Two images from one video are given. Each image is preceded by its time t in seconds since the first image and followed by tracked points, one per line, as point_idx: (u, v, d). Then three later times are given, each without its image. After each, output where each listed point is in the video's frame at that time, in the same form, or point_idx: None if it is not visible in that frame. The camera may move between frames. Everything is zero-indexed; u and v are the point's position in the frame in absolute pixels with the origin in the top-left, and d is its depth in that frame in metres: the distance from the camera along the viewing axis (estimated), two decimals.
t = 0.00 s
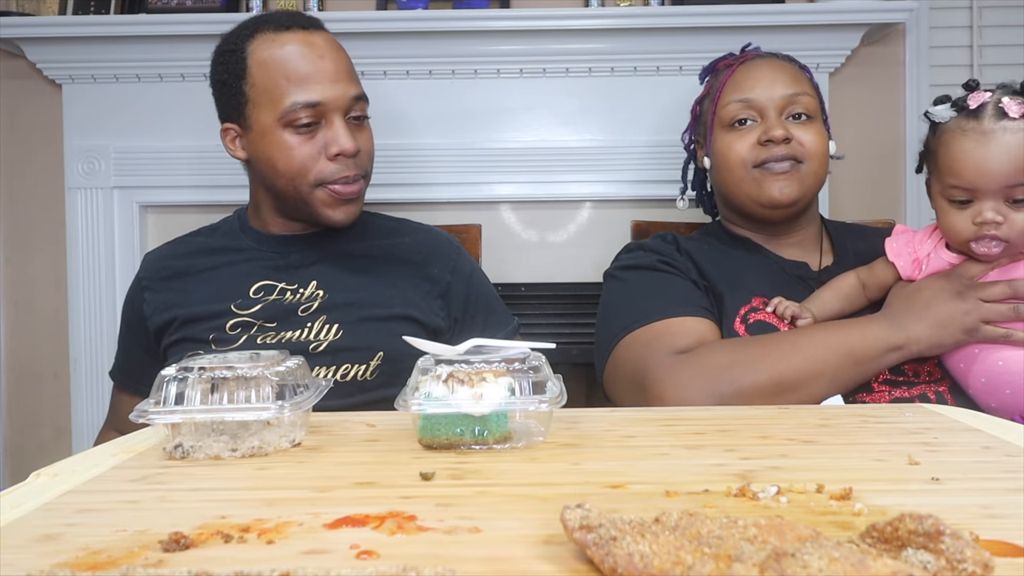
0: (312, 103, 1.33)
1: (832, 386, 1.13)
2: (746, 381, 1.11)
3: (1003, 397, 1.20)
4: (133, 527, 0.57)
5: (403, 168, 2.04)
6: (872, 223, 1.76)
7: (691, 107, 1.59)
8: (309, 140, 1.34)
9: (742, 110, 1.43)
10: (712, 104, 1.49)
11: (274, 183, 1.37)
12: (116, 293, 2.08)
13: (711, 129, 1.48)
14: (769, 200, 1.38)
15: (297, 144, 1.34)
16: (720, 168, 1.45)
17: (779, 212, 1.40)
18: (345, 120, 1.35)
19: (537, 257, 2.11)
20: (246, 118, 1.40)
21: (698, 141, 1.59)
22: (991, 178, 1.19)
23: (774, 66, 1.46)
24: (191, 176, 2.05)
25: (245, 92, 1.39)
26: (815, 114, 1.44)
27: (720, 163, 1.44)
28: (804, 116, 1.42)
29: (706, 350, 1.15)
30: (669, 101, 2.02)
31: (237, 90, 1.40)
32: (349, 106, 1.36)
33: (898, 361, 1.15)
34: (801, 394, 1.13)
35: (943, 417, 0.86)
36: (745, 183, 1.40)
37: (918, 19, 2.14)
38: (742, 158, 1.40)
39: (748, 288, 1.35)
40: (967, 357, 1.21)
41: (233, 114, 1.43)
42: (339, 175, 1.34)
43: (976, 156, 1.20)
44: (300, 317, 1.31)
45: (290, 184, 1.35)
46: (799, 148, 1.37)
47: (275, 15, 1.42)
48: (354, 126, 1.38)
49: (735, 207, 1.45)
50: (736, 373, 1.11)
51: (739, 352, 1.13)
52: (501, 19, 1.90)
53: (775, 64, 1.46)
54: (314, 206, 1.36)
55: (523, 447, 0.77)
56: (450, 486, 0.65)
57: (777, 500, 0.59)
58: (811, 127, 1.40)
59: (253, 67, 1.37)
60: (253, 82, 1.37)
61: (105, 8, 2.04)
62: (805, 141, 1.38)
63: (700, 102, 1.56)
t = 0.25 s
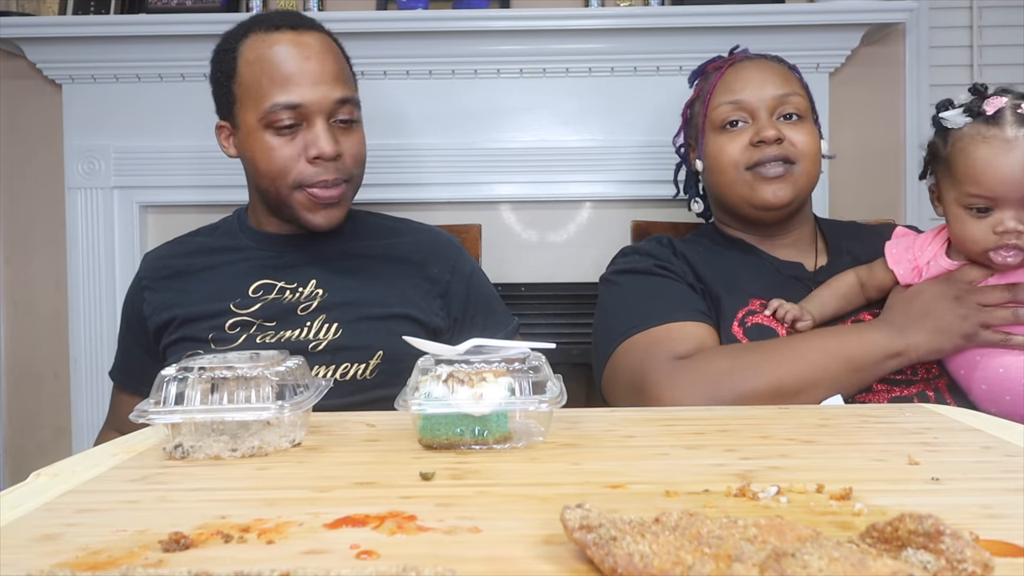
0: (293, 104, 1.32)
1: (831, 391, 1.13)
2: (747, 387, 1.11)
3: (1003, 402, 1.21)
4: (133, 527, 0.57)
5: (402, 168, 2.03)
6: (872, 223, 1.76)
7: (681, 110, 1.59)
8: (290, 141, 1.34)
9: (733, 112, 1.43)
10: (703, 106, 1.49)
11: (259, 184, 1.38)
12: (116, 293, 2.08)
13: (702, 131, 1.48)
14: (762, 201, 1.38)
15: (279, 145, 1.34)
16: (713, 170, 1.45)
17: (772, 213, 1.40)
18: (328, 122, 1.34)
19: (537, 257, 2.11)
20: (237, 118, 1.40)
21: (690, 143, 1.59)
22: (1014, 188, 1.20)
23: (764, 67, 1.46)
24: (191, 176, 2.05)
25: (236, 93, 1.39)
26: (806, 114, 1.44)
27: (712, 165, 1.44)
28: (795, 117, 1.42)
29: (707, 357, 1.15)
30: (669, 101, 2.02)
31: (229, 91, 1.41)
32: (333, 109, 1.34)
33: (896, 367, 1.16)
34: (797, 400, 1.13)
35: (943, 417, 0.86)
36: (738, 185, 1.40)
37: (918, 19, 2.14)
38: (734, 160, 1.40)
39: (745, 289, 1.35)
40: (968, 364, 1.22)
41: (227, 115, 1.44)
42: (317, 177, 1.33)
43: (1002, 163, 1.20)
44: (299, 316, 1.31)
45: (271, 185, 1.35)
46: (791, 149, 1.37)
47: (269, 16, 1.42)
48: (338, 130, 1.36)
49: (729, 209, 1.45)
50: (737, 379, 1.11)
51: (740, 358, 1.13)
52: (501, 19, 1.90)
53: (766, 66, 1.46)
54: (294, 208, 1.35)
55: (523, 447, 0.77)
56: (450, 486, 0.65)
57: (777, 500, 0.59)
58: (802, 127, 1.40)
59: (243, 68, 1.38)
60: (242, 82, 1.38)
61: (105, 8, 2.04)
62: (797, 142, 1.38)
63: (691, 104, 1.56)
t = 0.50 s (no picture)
0: (283, 101, 1.33)
1: (834, 387, 1.13)
2: (748, 388, 1.11)
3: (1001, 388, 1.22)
4: (133, 527, 0.57)
5: (402, 168, 2.03)
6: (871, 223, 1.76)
7: (678, 111, 1.59)
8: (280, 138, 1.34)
9: (729, 112, 1.43)
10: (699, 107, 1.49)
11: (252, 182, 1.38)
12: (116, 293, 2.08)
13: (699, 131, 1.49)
14: (759, 201, 1.38)
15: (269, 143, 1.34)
16: (710, 170, 1.45)
17: (770, 212, 1.39)
18: (319, 120, 1.34)
19: (537, 257, 2.11)
20: (233, 116, 1.41)
21: (687, 144, 1.59)
22: None
23: (761, 67, 1.46)
24: (191, 176, 2.05)
25: (233, 90, 1.40)
26: (803, 114, 1.44)
27: (709, 165, 1.44)
28: (791, 117, 1.42)
29: (707, 358, 1.14)
30: (669, 101, 2.02)
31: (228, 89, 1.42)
32: (324, 107, 1.34)
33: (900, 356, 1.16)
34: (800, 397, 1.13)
35: (943, 417, 0.86)
36: (734, 185, 1.40)
37: (918, 19, 2.14)
38: (730, 160, 1.40)
39: (745, 289, 1.35)
40: (967, 350, 1.21)
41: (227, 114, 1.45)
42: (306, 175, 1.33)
43: (1011, 142, 1.19)
44: (299, 316, 1.31)
45: (263, 182, 1.35)
46: (787, 148, 1.37)
47: (269, 16, 1.42)
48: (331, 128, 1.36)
49: (727, 210, 1.45)
50: (737, 380, 1.11)
51: (739, 359, 1.13)
52: (501, 19, 1.90)
53: (763, 66, 1.46)
54: (283, 206, 1.35)
55: (523, 447, 0.77)
56: (450, 486, 0.65)
57: (777, 500, 0.59)
58: (799, 126, 1.40)
59: (239, 65, 1.38)
60: (238, 80, 1.38)
61: (105, 8, 2.04)
62: (793, 142, 1.38)
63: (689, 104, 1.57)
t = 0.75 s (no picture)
0: (277, 93, 1.33)
1: (844, 376, 1.12)
2: (754, 382, 1.10)
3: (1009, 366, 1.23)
4: (133, 527, 0.57)
5: (402, 168, 2.03)
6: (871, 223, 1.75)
7: (682, 110, 1.59)
8: (273, 129, 1.34)
9: (731, 111, 1.43)
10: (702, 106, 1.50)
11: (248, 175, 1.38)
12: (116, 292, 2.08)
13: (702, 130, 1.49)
14: (761, 201, 1.38)
15: (262, 134, 1.35)
16: (713, 169, 1.44)
17: (772, 213, 1.40)
18: (312, 112, 1.35)
19: (537, 257, 2.11)
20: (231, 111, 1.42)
21: (690, 144, 1.59)
22: None
23: (764, 66, 1.46)
24: (191, 176, 2.05)
25: (232, 85, 1.41)
26: (806, 113, 1.44)
27: (712, 164, 1.44)
28: (794, 115, 1.42)
29: (713, 353, 1.14)
30: (668, 100, 2.02)
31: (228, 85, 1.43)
32: (317, 99, 1.34)
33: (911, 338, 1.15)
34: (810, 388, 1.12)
35: (943, 417, 0.86)
36: (737, 184, 1.40)
37: (918, 19, 2.14)
38: (733, 159, 1.40)
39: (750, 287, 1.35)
40: (979, 326, 1.22)
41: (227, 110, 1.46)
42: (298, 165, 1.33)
43: None
44: (300, 316, 1.31)
45: (257, 175, 1.36)
46: (789, 147, 1.37)
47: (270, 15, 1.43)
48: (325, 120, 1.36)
49: (729, 209, 1.45)
50: (743, 375, 1.10)
51: (744, 353, 1.12)
52: (501, 19, 1.90)
53: (766, 65, 1.46)
54: (275, 198, 1.35)
55: (523, 447, 0.77)
56: (450, 486, 0.65)
57: (777, 500, 0.59)
58: (801, 127, 1.40)
59: (238, 60, 1.40)
60: (236, 75, 1.39)
61: (105, 8, 2.04)
62: (795, 141, 1.38)
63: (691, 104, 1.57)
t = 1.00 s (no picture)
0: (273, 87, 1.33)
1: (867, 369, 1.10)
2: (774, 378, 1.09)
3: None
4: (133, 527, 0.57)
5: (401, 168, 2.03)
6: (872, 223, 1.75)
7: (696, 108, 1.59)
8: (269, 124, 1.34)
9: (746, 108, 1.43)
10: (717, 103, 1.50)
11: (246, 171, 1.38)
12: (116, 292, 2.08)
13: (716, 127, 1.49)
14: (776, 198, 1.38)
15: (257, 128, 1.34)
16: (727, 166, 1.44)
17: (787, 210, 1.39)
18: (309, 107, 1.35)
19: (537, 257, 2.11)
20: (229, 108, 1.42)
21: (705, 141, 1.59)
22: None
23: (780, 64, 1.46)
24: (191, 176, 2.05)
25: (229, 82, 1.42)
26: (821, 111, 1.44)
27: (726, 161, 1.44)
28: (809, 113, 1.42)
29: (733, 349, 1.13)
30: (668, 101, 2.02)
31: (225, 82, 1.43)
32: (314, 93, 1.35)
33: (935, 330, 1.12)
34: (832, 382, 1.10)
35: (943, 416, 0.86)
36: (751, 182, 1.40)
37: (918, 19, 2.14)
38: (747, 156, 1.40)
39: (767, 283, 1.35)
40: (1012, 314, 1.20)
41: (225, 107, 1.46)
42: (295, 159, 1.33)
43: None
44: (299, 317, 1.31)
45: (254, 170, 1.36)
46: (804, 145, 1.37)
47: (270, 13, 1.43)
48: (321, 115, 1.36)
49: (743, 206, 1.45)
50: (762, 371, 1.10)
51: (763, 349, 1.11)
52: (501, 19, 1.90)
53: (781, 62, 1.46)
54: (273, 192, 1.35)
55: (523, 447, 0.77)
56: (450, 486, 0.65)
57: (777, 500, 0.59)
58: (816, 124, 1.40)
59: (235, 57, 1.40)
60: (233, 71, 1.40)
61: (105, 8, 2.04)
62: (810, 138, 1.38)
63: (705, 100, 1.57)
